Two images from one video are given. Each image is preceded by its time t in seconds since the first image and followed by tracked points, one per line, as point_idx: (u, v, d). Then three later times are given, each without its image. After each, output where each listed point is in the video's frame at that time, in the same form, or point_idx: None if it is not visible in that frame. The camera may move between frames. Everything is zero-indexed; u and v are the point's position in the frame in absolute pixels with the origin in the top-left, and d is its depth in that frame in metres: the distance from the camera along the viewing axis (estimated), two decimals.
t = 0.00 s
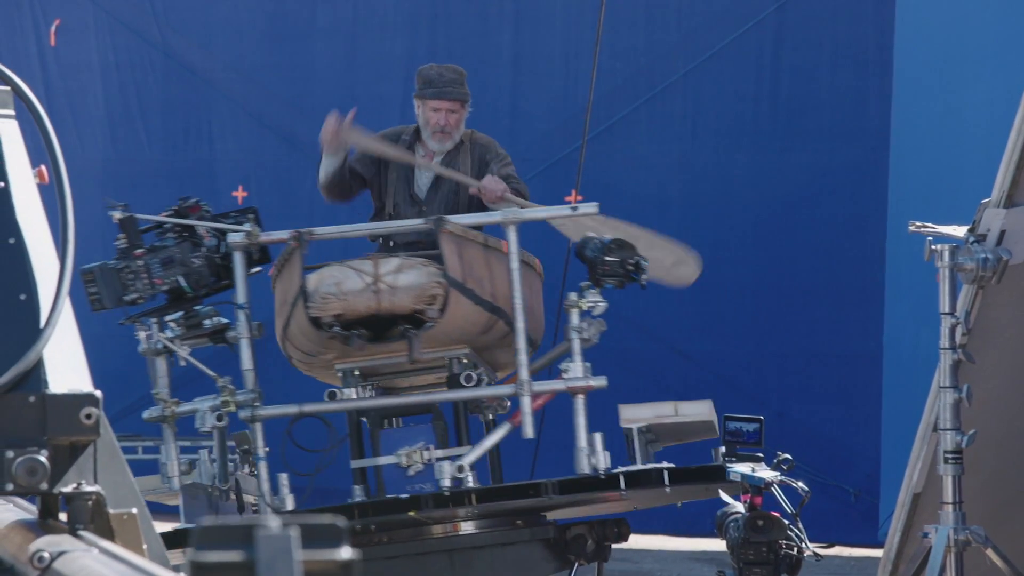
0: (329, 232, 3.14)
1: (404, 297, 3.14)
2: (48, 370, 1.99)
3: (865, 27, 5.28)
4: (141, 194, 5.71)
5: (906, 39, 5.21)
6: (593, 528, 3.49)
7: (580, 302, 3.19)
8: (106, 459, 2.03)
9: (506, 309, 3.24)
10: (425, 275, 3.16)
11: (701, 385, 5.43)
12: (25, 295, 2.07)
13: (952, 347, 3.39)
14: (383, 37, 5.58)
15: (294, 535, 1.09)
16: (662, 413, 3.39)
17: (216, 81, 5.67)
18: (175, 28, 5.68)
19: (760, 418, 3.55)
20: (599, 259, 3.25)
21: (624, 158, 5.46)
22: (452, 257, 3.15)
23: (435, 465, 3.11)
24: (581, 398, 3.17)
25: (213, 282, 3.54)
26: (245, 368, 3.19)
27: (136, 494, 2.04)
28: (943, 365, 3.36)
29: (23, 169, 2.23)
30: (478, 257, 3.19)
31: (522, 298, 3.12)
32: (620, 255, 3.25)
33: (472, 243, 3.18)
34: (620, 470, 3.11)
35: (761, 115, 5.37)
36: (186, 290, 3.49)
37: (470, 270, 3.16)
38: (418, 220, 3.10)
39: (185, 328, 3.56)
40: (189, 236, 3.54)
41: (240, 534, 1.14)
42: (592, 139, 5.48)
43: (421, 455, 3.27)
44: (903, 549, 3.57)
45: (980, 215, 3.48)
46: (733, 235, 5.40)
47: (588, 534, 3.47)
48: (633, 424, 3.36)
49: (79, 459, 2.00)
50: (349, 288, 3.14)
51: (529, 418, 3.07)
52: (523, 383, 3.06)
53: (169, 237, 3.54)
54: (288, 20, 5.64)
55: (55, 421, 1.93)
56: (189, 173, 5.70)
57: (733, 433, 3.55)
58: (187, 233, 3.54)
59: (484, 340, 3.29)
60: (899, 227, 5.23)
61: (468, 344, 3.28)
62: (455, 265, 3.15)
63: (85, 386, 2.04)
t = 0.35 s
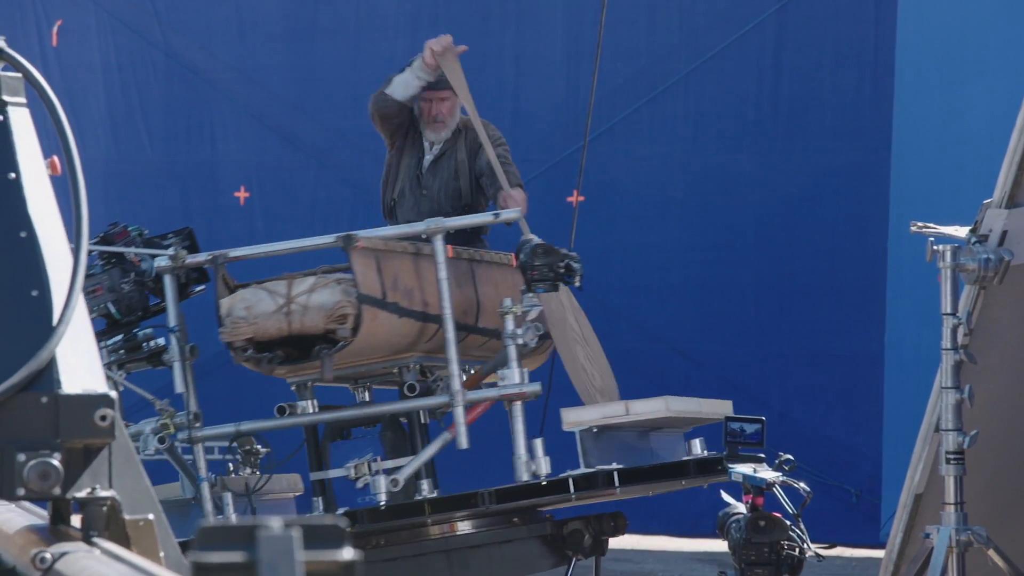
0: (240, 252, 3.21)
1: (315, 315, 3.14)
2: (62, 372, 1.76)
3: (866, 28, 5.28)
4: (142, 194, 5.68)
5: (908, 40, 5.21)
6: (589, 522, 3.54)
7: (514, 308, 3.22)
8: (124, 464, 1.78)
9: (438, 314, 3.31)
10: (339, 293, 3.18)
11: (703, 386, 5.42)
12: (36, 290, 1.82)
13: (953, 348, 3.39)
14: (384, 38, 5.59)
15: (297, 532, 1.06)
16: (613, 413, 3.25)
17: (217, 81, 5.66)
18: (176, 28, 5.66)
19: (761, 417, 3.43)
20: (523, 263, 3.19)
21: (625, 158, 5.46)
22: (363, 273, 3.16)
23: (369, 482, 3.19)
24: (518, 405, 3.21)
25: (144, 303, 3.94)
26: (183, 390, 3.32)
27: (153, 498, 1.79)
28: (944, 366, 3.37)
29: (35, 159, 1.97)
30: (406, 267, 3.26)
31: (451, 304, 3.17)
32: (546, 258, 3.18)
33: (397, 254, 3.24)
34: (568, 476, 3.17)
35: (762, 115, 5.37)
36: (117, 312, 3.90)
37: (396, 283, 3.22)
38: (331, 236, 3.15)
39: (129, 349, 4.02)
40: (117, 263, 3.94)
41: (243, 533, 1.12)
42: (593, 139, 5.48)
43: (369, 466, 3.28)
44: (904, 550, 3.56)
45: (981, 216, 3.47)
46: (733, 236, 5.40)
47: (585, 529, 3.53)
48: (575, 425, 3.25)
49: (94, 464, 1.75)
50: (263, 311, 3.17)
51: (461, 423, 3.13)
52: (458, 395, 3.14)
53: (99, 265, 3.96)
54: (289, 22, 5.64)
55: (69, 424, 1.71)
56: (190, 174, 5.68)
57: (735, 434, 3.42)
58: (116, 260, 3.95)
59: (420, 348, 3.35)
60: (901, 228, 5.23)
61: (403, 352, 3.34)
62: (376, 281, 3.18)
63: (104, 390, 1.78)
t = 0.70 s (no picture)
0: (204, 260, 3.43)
1: (267, 329, 3.32)
2: (73, 370, 1.76)
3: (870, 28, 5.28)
4: (148, 195, 5.71)
5: (911, 39, 5.20)
6: (596, 535, 3.71)
7: (481, 328, 3.40)
8: (135, 463, 1.77)
9: (402, 326, 3.50)
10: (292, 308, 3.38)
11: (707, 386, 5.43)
12: (45, 289, 1.82)
13: (957, 349, 3.38)
14: (388, 38, 5.59)
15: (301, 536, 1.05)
16: (581, 435, 3.45)
17: (221, 81, 5.67)
18: (180, 29, 5.68)
19: (766, 417, 3.50)
20: (496, 285, 3.42)
21: (628, 159, 5.48)
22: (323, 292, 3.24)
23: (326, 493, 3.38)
24: (479, 426, 3.42)
25: (123, 302, 4.02)
26: (156, 392, 3.53)
27: (165, 499, 1.78)
28: (949, 366, 3.36)
29: (44, 151, 1.95)
30: (373, 281, 3.41)
31: (413, 321, 3.33)
32: (514, 282, 3.40)
33: (365, 268, 3.38)
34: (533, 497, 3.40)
35: (766, 114, 5.37)
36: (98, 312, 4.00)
37: (359, 297, 3.35)
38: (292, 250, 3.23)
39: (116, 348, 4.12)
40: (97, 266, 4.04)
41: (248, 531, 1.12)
42: (597, 140, 5.49)
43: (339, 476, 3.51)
44: (908, 550, 3.55)
45: (986, 216, 3.49)
46: (737, 236, 5.40)
47: (592, 542, 3.69)
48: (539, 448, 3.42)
49: (105, 465, 1.75)
50: (218, 322, 3.41)
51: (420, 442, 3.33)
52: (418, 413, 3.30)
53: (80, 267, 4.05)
54: (293, 22, 5.65)
55: (80, 425, 1.71)
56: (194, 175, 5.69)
57: (740, 435, 3.50)
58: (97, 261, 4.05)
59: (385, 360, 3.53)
60: (905, 228, 5.21)
61: (371, 364, 3.53)
62: (337, 297, 3.28)
63: (113, 389, 1.78)
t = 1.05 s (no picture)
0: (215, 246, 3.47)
1: (266, 324, 3.34)
2: (79, 369, 1.77)
3: (874, 28, 5.29)
4: (152, 196, 5.71)
5: (915, 40, 5.20)
6: (600, 555, 3.67)
7: (484, 342, 3.42)
8: (141, 465, 1.80)
9: (405, 330, 3.51)
10: (294, 306, 3.40)
11: (711, 387, 5.43)
12: (52, 288, 1.84)
13: (962, 349, 3.37)
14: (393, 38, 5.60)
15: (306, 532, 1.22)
16: (574, 460, 3.52)
17: (226, 81, 5.68)
18: (185, 30, 5.69)
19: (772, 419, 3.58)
20: (503, 303, 3.45)
21: (632, 160, 5.48)
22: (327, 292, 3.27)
23: (314, 492, 3.49)
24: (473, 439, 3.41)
25: (139, 279, 3.85)
26: (162, 370, 3.58)
27: (173, 499, 1.81)
28: (953, 367, 3.35)
29: (51, 151, 1.96)
30: (381, 285, 3.42)
31: (417, 328, 3.33)
32: (518, 302, 3.44)
33: (374, 272, 3.39)
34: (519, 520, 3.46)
35: (770, 116, 5.37)
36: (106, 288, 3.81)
37: (363, 301, 3.36)
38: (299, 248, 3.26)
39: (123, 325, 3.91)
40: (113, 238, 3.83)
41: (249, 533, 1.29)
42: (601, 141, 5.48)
43: (333, 473, 3.54)
44: (913, 551, 3.51)
45: (990, 217, 3.47)
46: (741, 237, 5.40)
47: (596, 561, 3.65)
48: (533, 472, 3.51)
49: (111, 465, 1.77)
50: (221, 310, 3.44)
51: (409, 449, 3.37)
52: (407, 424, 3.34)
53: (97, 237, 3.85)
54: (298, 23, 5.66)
55: (88, 426, 1.72)
56: (199, 175, 5.69)
57: (746, 435, 3.58)
58: (115, 233, 3.83)
59: (387, 363, 3.54)
60: (909, 229, 5.19)
61: (375, 366, 3.55)
62: (341, 298, 3.29)
63: (119, 389, 1.78)
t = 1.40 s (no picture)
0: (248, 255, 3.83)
1: (295, 325, 3.70)
2: (128, 366, 2.00)
3: (849, 54, 5.99)
4: (202, 202, 6.42)
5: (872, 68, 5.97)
6: (606, 532, 4.05)
7: (496, 341, 3.75)
8: (186, 450, 2.03)
9: (423, 329, 3.85)
10: (321, 308, 3.73)
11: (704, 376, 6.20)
12: (105, 290, 2.05)
13: (935, 344, 3.70)
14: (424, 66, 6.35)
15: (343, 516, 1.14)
16: (579, 448, 3.90)
17: (265, 102, 6.42)
18: (232, 55, 6.42)
19: (760, 408, 3.93)
20: (511, 305, 3.79)
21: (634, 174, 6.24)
22: (350, 297, 3.59)
23: (342, 476, 3.83)
24: (485, 428, 3.75)
25: (183, 281, 4.35)
26: (203, 365, 3.94)
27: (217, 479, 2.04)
28: (927, 361, 3.69)
29: (105, 170, 2.19)
30: (401, 289, 3.75)
31: (434, 329, 3.67)
32: (525, 304, 3.78)
33: (394, 277, 3.73)
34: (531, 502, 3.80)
35: (757, 137, 6.12)
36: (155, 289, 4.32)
37: (384, 303, 3.70)
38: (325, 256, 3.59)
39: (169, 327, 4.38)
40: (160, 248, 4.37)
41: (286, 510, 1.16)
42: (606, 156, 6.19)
43: (362, 459, 3.89)
44: (889, 529, 3.88)
45: (960, 223, 3.78)
46: (734, 243, 6.13)
47: (603, 536, 4.03)
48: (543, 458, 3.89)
49: (159, 449, 2.01)
50: (255, 312, 3.81)
51: (427, 438, 3.68)
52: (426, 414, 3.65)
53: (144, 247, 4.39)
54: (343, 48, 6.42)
55: (136, 415, 1.95)
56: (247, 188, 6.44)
57: (738, 423, 3.92)
58: (162, 244, 4.39)
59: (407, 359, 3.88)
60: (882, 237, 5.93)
61: (395, 361, 3.89)
62: (364, 301, 3.63)
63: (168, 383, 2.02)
